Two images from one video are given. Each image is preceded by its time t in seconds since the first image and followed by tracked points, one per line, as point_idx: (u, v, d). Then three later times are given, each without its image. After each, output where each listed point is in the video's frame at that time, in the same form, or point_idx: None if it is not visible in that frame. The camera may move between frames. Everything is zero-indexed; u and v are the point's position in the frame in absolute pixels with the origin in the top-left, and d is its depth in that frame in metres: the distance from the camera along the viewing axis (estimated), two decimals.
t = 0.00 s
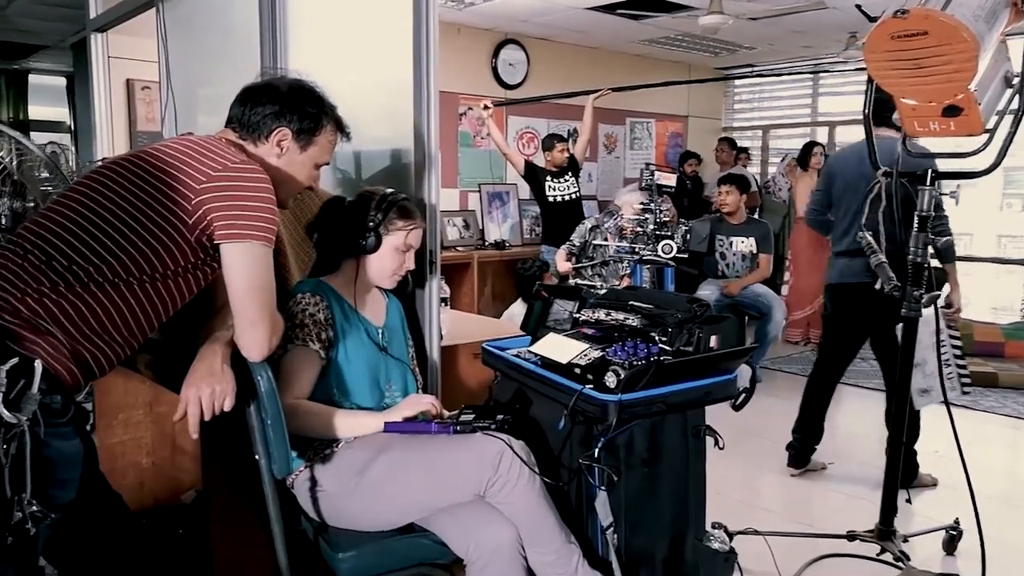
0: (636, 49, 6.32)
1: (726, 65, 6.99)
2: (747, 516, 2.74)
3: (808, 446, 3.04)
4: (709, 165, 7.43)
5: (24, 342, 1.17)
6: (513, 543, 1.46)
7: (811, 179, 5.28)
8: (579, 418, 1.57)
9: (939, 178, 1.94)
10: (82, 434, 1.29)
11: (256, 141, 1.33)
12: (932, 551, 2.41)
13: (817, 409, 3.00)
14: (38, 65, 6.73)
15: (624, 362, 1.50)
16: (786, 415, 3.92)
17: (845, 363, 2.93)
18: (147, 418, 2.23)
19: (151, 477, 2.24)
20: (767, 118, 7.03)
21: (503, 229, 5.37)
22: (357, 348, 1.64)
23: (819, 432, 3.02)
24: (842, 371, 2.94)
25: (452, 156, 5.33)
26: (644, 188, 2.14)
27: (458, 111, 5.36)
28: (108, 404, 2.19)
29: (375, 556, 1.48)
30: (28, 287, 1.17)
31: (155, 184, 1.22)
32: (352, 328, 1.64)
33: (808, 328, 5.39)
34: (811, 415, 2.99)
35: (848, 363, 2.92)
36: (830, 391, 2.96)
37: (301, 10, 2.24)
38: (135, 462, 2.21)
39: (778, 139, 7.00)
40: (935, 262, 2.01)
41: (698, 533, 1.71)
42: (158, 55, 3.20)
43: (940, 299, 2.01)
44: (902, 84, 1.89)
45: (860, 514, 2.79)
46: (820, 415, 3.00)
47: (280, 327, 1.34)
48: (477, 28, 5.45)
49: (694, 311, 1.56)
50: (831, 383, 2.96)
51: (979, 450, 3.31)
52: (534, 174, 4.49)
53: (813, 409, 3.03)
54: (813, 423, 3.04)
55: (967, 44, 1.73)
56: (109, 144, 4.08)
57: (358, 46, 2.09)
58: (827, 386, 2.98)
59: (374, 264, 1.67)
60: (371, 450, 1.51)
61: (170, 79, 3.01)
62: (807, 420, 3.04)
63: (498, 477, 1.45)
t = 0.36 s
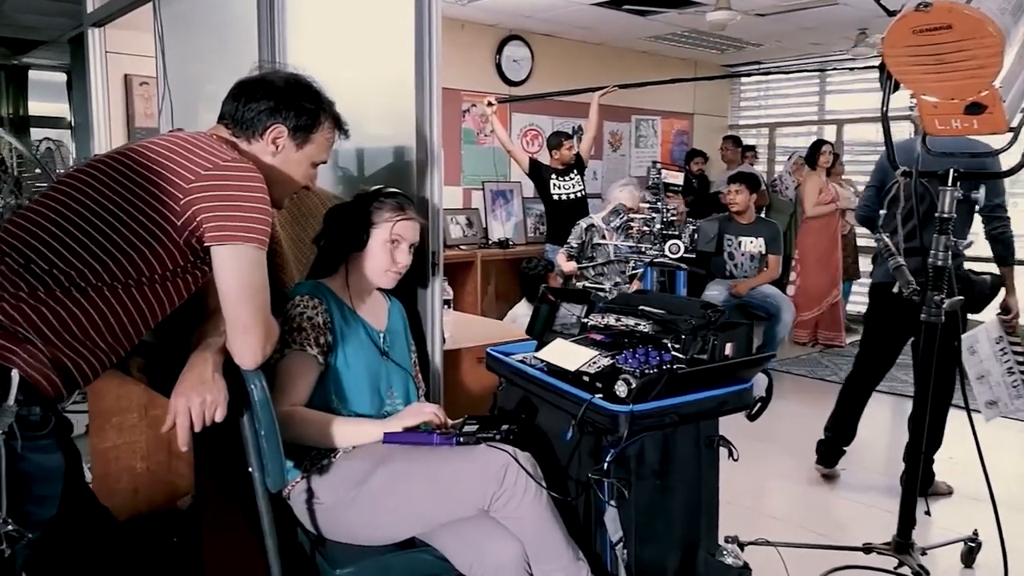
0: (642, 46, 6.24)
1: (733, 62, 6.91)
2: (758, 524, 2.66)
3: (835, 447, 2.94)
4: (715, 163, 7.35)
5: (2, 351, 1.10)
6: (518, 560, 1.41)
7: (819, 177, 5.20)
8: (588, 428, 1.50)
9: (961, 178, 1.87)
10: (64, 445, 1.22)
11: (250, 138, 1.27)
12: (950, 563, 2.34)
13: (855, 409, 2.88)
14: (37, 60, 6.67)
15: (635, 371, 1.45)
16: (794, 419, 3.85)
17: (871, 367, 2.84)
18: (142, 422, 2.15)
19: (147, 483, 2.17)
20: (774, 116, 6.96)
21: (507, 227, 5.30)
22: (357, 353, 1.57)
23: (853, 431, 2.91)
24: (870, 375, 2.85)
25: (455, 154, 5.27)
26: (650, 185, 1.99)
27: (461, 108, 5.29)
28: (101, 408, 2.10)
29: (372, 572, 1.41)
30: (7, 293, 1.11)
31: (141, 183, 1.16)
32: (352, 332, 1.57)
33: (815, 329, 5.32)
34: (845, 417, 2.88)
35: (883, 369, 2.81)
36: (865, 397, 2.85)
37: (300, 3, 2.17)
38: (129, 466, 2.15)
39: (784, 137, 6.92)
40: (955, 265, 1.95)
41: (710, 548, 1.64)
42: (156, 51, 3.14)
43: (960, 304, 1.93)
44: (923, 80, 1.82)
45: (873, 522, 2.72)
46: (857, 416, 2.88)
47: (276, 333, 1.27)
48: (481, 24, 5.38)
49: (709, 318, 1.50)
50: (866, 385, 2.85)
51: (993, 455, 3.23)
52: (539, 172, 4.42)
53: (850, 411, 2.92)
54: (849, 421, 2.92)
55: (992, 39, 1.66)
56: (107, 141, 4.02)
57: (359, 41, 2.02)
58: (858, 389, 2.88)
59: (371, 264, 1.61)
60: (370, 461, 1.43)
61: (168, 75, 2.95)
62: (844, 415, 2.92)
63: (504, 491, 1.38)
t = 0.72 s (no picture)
0: (643, 57, 6.21)
1: (734, 73, 6.88)
2: (766, 545, 2.58)
3: (846, 467, 2.88)
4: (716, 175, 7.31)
5: None
6: None
7: (822, 190, 5.14)
8: (592, 453, 1.44)
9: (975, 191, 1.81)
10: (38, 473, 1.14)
11: (238, 149, 1.21)
12: None
13: (864, 429, 2.81)
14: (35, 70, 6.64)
15: (641, 392, 1.38)
16: (798, 435, 3.78)
17: (873, 384, 2.79)
18: (129, 442, 2.10)
19: (135, 504, 2.08)
20: (775, 128, 6.92)
21: (506, 239, 5.21)
22: (350, 372, 1.51)
23: (863, 450, 2.86)
24: (875, 392, 2.79)
25: (455, 166, 5.23)
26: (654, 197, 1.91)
27: (461, 119, 5.25)
28: (86, 427, 2.05)
29: None
30: None
31: (121, 196, 1.10)
32: (346, 350, 1.51)
33: (818, 343, 5.25)
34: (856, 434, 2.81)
35: (888, 387, 2.75)
36: (875, 412, 2.78)
37: (297, 11, 2.13)
38: (117, 487, 2.06)
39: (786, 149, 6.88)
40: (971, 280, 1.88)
41: None
42: (151, 61, 3.10)
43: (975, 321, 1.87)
44: (937, 90, 1.77)
45: (882, 544, 2.64)
46: (868, 435, 2.81)
47: (265, 353, 1.21)
48: (482, 34, 5.35)
49: (716, 337, 1.45)
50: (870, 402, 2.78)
51: (1004, 473, 3.15)
52: (539, 183, 4.37)
53: (860, 430, 2.86)
54: (859, 439, 2.86)
55: (1008, 47, 1.61)
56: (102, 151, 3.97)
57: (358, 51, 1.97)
58: (864, 406, 2.81)
59: (367, 280, 1.55)
60: (363, 487, 1.36)
61: (162, 85, 2.90)
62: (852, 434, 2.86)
63: (503, 519, 1.31)
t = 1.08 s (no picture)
0: (646, 59, 6.18)
1: (738, 76, 6.85)
2: (770, 552, 2.55)
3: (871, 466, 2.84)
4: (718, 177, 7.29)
5: None
6: None
7: (825, 193, 5.09)
8: (596, 459, 1.42)
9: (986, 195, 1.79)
10: (25, 478, 1.12)
11: (234, 147, 1.18)
12: None
13: (896, 429, 2.80)
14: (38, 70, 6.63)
15: (646, 398, 1.36)
16: (802, 440, 3.75)
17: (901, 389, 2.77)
18: (126, 443, 1.98)
19: (130, 506, 2.02)
20: (778, 131, 6.89)
21: (508, 241, 5.20)
22: (349, 375, 1.48)
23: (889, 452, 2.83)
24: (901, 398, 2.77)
25: (457, 167, 5.20)
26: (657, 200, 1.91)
27: (463, 120, 5.22)
28: (82, 429, 1.93)
29: None
30: None
31: (113, 194, 1.07)
32: (344, 352, 1.49)
33: (821, 346, 5.22)
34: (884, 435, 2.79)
35: (898, 393, 2.73)
36: (903, 419, 2.76)
37: (297, 9, 2.11)
38: (112, 490, 1.99)
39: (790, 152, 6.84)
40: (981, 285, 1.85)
41: None
42: (152, 61, 3.07)
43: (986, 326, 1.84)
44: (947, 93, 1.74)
45: (886, 551, 2.60)
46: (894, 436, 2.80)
47: (261, 355, 1.18)
48: (484, 35, 5.32)
49: (722, 342, 1.42)
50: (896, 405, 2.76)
51: (1011, 480, 3.12)
52: (541, 185, 4.35)
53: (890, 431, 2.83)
54: (888, 440, 2.85)
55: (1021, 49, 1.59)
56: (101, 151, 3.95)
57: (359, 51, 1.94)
58: (889, 411, 2.80)
59: (366, 280, 1.52)
60: (362, 492, 1.34)
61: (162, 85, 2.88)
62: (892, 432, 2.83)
63: (504, 527, 1.28)
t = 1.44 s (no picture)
0: (642, 46, 6.13)
1: (734, 63, 6.80)
2: (766, 542, 2.54)
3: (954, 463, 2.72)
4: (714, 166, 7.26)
5: None
6: None
7: (821, 181, 5.06)
8: (596, 451, 1.39)
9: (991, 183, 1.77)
10: (8, 472, 1.09)
11: (226, 132, 1.14)
12: None
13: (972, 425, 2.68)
14: (27, 55, 6.54)
15: (647, 390, 1.33)
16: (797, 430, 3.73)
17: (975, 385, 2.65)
18: (116, 434, 1.95)
19: (120, 497, 1.97)
20: (774, 119, 6.85)
21: (503, 229, 5.24)
22: (344, 366, 1.45)
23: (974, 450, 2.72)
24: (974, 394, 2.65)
25: (451, 154, 5.15)
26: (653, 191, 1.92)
27: (458, 107, 5.17)
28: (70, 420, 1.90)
29: None
30: None
31: (99, 179, 1.03)
32: (339, 342, 1.45)
33: (815, 335, 5.20)
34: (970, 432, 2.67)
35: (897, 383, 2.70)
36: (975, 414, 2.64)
37: None
38: (102, 481, 1.95)
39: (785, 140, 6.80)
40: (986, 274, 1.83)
41: None
42: (142, 45, 3.01)
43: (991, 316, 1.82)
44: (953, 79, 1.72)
45: (883, 541, 2.59)
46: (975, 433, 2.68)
47: (254, 346, 1.15)
48: (479, 21, 5.26)
49: (726, 332, 1.39)
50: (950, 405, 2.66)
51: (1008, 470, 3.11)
52: (536, 173, 4.31)
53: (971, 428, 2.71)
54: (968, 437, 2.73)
55: None
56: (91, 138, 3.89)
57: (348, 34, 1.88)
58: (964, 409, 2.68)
59: (361, 268, 1.49)
60: (358, 486, 1.31)
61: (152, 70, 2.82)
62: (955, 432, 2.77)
63: (503, 521, 1.26)
